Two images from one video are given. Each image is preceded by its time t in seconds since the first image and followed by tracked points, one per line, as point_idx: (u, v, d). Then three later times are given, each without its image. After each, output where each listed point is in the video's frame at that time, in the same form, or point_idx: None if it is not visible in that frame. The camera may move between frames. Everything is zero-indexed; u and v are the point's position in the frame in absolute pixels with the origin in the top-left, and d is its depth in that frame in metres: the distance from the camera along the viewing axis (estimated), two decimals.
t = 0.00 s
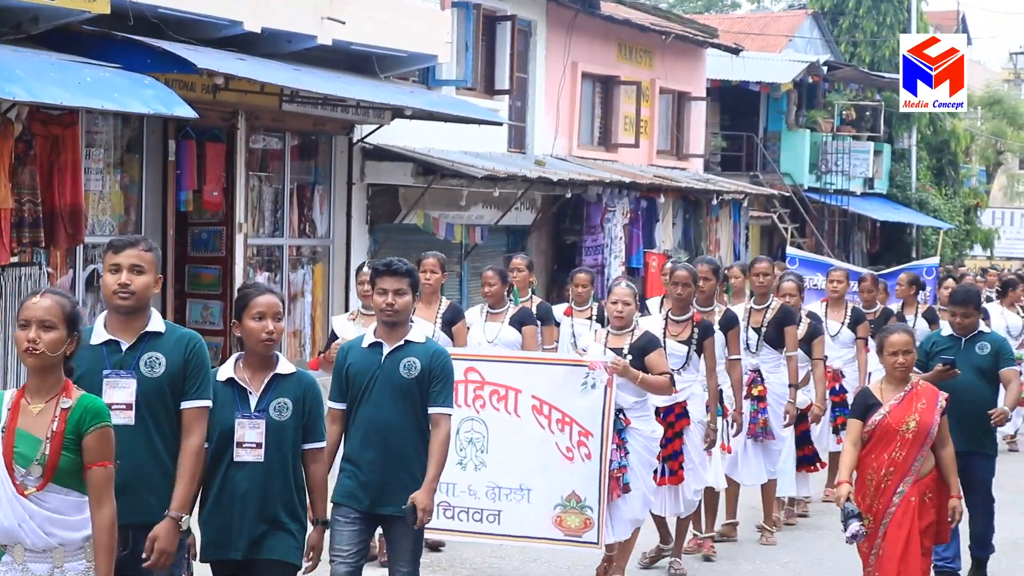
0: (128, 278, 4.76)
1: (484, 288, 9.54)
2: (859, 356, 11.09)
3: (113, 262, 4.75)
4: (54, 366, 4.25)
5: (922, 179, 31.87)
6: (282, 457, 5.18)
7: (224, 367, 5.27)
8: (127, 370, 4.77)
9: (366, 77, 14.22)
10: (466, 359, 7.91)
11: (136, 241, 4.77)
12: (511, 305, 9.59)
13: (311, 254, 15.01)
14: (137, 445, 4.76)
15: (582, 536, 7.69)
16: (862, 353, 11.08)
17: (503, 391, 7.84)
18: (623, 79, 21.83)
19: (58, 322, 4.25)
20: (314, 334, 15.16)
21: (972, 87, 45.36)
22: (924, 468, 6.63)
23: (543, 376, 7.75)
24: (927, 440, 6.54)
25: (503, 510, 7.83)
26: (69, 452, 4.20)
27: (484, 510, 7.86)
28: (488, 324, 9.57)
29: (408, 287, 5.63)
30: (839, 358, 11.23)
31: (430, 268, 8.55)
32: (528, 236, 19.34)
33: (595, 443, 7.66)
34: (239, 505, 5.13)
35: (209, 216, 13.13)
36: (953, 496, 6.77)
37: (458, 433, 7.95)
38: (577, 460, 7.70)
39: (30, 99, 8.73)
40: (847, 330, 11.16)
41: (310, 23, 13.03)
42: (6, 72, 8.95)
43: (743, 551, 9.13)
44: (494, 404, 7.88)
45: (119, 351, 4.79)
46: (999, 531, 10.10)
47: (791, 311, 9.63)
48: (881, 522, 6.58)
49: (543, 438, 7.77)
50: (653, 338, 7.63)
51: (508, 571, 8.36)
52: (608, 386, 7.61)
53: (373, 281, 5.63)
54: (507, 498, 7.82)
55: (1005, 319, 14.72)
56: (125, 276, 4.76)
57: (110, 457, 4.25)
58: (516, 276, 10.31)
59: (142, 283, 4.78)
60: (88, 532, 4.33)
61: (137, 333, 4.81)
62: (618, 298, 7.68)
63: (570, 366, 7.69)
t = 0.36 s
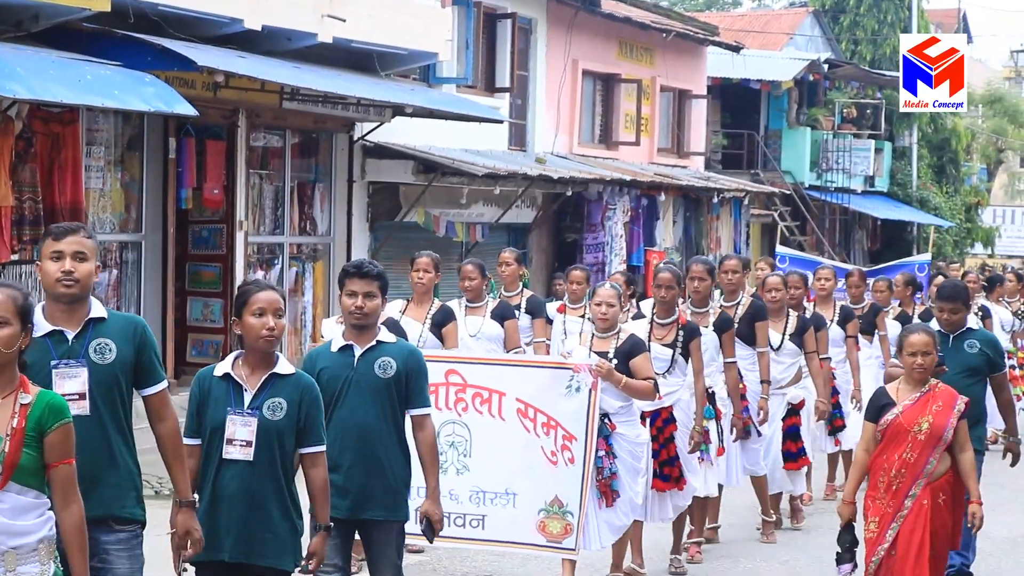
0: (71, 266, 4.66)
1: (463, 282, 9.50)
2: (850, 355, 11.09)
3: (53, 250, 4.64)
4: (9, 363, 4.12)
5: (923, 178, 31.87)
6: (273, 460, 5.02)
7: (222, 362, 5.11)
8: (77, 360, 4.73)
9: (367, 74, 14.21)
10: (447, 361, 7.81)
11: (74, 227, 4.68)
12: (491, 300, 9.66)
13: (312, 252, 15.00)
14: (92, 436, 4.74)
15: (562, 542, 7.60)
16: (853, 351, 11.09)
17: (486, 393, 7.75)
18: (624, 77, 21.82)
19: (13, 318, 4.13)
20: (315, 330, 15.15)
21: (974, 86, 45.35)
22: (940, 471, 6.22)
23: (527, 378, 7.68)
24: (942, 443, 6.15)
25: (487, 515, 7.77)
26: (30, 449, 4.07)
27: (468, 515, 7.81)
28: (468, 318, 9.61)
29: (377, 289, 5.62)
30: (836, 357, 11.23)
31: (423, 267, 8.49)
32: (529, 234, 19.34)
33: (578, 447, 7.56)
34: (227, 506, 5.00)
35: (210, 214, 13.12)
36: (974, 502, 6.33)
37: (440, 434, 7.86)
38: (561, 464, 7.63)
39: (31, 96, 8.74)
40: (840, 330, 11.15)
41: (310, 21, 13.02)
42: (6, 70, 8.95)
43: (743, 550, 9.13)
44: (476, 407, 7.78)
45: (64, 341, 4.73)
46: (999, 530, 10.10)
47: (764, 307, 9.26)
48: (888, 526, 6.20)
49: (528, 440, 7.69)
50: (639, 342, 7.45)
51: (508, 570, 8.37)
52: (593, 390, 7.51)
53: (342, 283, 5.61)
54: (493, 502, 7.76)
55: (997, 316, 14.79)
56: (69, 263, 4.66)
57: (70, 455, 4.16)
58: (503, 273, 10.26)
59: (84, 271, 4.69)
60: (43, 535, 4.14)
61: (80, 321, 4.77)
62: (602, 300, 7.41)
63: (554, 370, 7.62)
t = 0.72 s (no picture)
0: (55, 272, 4.61)
1: (452, 284, 9.44)
2: (841, 351, 11.13)
3: (36, 253, 4.59)
4: None
5: (919, 176, 31.90)
6: (253, 469, 4.86)
7: (201, 367, 4.97)
8: (47, 366, 4.66)
9: (363, 73, 14.21)
10: (419, 358, 7.62)
11: (56, 231, 4.62)
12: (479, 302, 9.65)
13: (308, 250, 15.01)
14: (61, 447, 4.64)
15: (542, 542, 7.34)
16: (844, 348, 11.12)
17: (458, 391, 7.53)
18: (620, 75, 21.82)
19: None
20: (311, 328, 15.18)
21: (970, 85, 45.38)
22: (936, 477, 5.96)
23: (497, 376, 7.44)
24: (938, 448, 5.87)
25: (463, 514, 7.53)
26: None
27: (444, 514, 7.58)
28: (455, 319, 9.61)
29: (353, 289, 5.56)
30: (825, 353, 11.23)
31: (404, 267, 8.46)
32: (525, 232, 19.33)
33: (555, 445, 7.29)
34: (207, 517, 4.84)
35: (206, 212, 13.13)
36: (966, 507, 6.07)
37: (413, 434, 7.64)
38: (537, 462, 7.35)
39: (26, 95, 8.73)
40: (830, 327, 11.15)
41: (306, 19, 13.01)
42: (2, 68, 8.96)
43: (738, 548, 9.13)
44: (449, 405, 7.56)
45: (36, 346, 4.67)
46: (995, 528, 10.11)
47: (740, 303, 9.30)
48: (889, 536, 5.93)
49: (501, 439, 7.44)
50: (611, 338, 7.34)
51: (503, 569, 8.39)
52: (568, 387, 7.24)
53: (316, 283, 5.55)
54: (467, 501, 7.52)
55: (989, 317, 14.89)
56: (51, 268, 4.61)
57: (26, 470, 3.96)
58: (484, 275, 10.21)
59: (66, 276, 4.64)
60: None
61: (55, 327, 4.70)
62: (572, 294, 7.37)
63: (528, 366, 7.34)
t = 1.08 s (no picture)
0: (27, 268, 4.30)
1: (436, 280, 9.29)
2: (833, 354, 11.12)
3: (9, 248, 4.30)
4: None
5: (912, 173, 31.96)
6: (206, 470, 4.78)
7: (145, 370, 4.87)
8: (13, 366, 4.30)
9: (356, 71, 14.21)
10: (392, 362, 7.26)
11: (36, 226, 4.33)
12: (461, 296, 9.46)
13: (301, 247, 15.01)
14: (19, 453, 4.30)
15: (513, 552, 7.09)
16: (836, 350, 11.10)
17: (433, 396, 7.21)
18: (613, 73, 21.83)
19: None
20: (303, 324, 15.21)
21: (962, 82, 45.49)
22: (926, 474, 5.91)
23: (474, 381, 7.14)
24: (928, 443, 5.83)
25: (432, 523, 7.24)
26: None
27: (413, 523, 7.28)
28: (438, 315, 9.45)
29: (329, 292, 5.42)
30: (814, 356, 11.25)
31: (365, 263, 8.28)
32: (518, 230, 19.32)
33: (531, 453, 7.05)
34: (161, 521, 4.74)
35: (198, 210, 13.14)
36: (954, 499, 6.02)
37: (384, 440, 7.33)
38: (511, 471, 7.08)
39: (18, 93, 8.73)
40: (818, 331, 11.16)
41: (299, 17, 13.01)
42: None
43: (731, 546, 9.15)
44: (422, 411, 7.24)
45: (5, 343, 4.32)
46: (987, 524, 10.14)
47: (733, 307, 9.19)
48: (880, 533, 5.88)
49: (475, 446, 7.15)
50: (589, 340, 7.19)
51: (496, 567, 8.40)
52: (547, 393, 7.02)
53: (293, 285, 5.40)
54: (437, 510, 7.22)
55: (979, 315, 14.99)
56: (23, 264, 4.30)
57: None
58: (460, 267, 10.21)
59: (40, 274, 4.32)
60: None
61: (27, 326, 4.35)
62: (549, 296, 7.16)
63: (504, 371, 7.08)
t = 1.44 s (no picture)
0: None
1: (404, 278, 8.63)
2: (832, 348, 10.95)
3: None
4: None
5: (905, 168, 31.99)
6: (173, 474, 4.49)
7: (107, 371, 4.54)
8: None
9: (348, 67, 14.19)
10: (368, 356, 7.01)
11: None
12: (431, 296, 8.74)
13: (294, 244, 14.98)
14: None
15: (496, 547, 6.78)
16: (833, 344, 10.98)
17: (409, 390, 6.95)
18: (606, 69, 21.82)
19: None
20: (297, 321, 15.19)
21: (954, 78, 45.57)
22: (937, 481, 5.66)
23: (451, 374, 6.87)
24: (937, 450, 5.58)
25: (412, 519, 6.94)
26: None
27: (393, 520, 6.97)
28: (404, 316, 8.69)
29: (315, 282, 5.00)
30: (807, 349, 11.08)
31: (345, 263, 7.72)
32: (512, 226, 19.31)
33: (509, 446, 6.78)
34: (119, 526, 4.46)
35: (191, 206, 13.13)
36: (963, 511, 5.80)
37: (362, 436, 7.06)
38: (490, 465, 6.82)
39: (10, 90, 8.72)
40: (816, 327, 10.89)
41: (291, 13, 13.00)
42: None
43: (725, 542, 9.15)
44: (398, 406, 6.97)
45: None
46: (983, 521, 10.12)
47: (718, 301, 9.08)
48: (885, 539, 5.65)
49: (453, 440, 6.87)
50: (573, 336, 6.85)
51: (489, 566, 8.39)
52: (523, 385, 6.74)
53: (276, 274, 4.99)
54: (417, 506, 6.92)
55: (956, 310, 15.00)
56: None
57: None
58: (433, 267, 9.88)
59: None
60: None
61: None
62: (534, 291, 6.84)
63: (481, 363, 6.81)
